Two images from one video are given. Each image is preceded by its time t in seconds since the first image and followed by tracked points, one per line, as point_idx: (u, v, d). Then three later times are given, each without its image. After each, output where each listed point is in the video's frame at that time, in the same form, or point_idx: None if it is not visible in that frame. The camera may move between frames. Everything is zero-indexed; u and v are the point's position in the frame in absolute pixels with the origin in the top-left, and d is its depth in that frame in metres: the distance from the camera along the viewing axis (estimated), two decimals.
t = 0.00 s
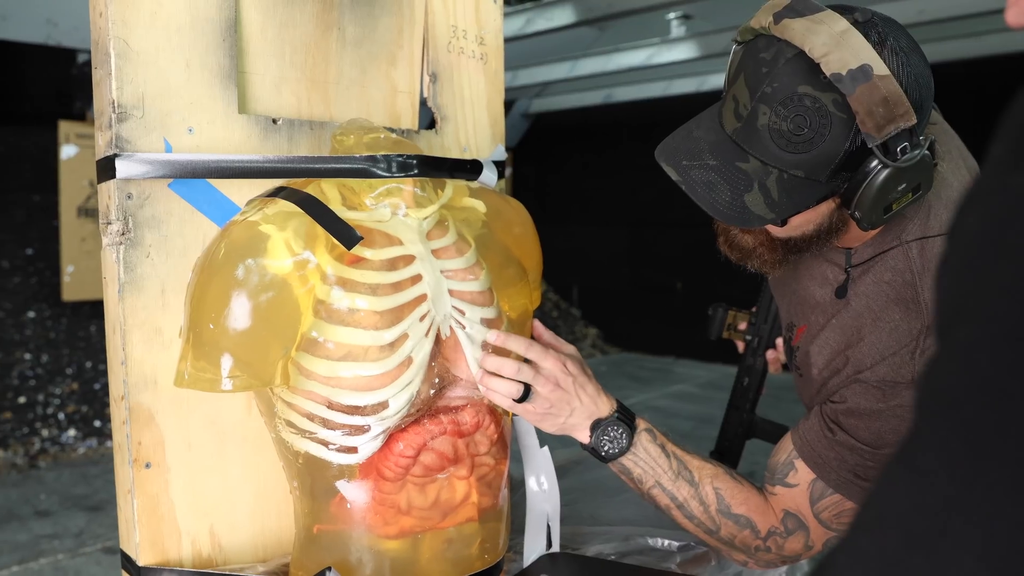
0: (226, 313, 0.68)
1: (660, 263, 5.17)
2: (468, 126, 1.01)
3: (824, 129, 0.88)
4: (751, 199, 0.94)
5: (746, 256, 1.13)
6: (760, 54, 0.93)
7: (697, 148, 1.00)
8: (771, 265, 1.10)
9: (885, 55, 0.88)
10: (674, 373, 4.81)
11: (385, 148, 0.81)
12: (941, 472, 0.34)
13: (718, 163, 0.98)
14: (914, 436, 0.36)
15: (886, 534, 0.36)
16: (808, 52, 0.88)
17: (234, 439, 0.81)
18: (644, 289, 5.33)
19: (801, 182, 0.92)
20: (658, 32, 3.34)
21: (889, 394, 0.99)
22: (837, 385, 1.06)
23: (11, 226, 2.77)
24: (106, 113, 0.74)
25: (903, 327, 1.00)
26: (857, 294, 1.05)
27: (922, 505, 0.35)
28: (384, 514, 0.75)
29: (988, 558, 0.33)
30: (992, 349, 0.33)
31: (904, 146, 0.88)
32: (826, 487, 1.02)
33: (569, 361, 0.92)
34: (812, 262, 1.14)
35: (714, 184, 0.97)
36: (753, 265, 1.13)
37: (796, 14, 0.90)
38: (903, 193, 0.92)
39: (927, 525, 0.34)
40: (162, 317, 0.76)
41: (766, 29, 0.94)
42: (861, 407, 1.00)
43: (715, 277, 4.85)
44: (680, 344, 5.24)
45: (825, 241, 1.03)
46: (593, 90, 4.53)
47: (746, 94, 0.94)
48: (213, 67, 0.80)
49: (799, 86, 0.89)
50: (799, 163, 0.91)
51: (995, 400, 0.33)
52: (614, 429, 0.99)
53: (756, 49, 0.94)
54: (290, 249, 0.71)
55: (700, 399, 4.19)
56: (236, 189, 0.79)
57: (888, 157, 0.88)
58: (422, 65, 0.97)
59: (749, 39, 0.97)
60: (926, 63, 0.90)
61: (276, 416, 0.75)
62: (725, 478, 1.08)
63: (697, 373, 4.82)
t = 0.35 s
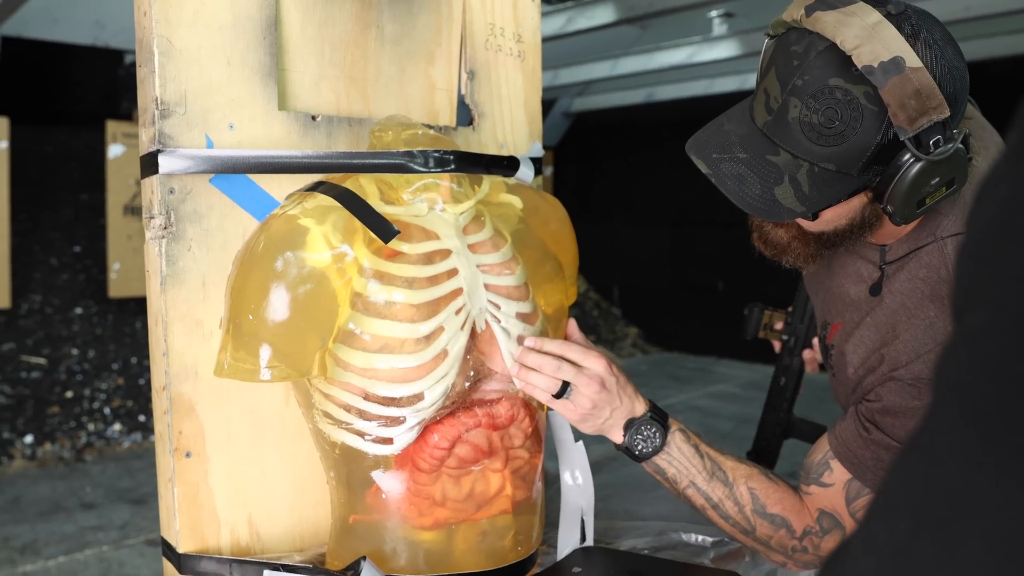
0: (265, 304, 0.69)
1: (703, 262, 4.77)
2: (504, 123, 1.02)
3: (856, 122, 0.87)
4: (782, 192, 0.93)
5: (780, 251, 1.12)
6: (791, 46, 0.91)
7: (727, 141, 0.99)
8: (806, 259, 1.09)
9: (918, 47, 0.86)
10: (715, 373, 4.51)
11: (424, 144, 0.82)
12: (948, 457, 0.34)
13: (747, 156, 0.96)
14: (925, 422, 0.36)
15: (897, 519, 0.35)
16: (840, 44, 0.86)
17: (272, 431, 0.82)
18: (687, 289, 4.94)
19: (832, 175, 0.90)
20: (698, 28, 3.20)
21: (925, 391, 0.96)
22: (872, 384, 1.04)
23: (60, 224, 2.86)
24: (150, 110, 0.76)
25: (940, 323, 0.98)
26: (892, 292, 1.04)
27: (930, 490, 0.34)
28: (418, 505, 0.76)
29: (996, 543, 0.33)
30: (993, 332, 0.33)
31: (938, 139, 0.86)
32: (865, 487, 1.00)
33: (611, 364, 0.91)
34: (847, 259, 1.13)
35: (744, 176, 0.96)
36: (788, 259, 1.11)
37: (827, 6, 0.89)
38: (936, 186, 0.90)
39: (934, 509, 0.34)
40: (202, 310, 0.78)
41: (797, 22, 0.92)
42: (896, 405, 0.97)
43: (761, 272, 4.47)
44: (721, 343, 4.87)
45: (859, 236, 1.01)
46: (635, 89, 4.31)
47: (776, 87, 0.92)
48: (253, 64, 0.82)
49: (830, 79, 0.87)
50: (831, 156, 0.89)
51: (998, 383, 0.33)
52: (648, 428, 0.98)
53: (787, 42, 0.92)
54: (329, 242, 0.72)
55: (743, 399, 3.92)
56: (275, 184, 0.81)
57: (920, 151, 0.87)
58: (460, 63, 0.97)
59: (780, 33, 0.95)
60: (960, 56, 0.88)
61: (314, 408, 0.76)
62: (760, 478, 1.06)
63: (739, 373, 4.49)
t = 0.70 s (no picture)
0: (287, 286, 0.70)
1: (732, 261, 4.65)
2: (528, 114, 1.01)
3: (870, 116, 0.85)
4: (796, 187, 0.91)
5: (792, 240, 1.11)
6: (805, 40, 0.90)
7: (742, 136, 0.97)
8: (819, 248, 1.08)
9: (931, 41, 0.84)
10: (745, 371, 4.42)
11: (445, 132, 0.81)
12: (922, 404, 0.34)
13: (762, 151, 0.94)
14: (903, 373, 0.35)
15: (875, 473, 0.35)
16: (853, 39, 0.85)
17: (295, 414, 0.83)
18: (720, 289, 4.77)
19: (846, 169, 0.88)
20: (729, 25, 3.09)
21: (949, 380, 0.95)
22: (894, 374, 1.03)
23: (93, 221, 2.92)
24: (176, 97, 0.78)
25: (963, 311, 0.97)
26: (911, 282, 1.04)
27: (906, 439, 0.34)
28: (439, 487, 0.77)
29: (965, 490, 0.33)
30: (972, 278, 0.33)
31: (951, 133, 0.84)
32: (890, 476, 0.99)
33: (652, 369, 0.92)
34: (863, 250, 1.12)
35: (758, 171, 0.94)
36: (800, 248, 1.11)
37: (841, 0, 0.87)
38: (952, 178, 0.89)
39: (910, 458, 0.34)
40: (226, 293, 0.80)
41: (811, 16, 0.90)
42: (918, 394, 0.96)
43: (792, 270, 4.36)
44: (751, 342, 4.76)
45: (873, 226, 1.00)
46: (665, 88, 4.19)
47: (790, 82, 0.90)
48: (278, 54, 0.83)
49: (843, 74, 0.85)
50: (845, 150, 0.87)
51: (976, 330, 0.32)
52: (674, 420, 0.97)
53: (802, 36, 0.90)
54: (350, 227, 0.72)
55: (773, 398, 3.82)
56: (298, 170, 0.82)
57: (932, 144, 0.84)
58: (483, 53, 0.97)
59: (794, 26, 0.93)
60: (974, 49, 0.86)
61: (335, 390, 0.77)
62: (787, 467, 1.05)
63: (769, 371, 4.39)
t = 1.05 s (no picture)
0: (295, 280, 0.72)
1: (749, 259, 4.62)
2: (535, 112, 1.02)
3: (858, 133, 0.83)
4: (788, 202, 0.88)
5: (787, 246, 1.10)
6: (792, 56, 0.87)
7: (731, 151, 0.93)
8: (814, 255, 1.07)
9: (916, 57, 0.82)
10: (762, 370, 4.39)
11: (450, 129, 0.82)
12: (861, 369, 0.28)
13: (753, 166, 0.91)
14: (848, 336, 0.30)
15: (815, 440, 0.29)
16: (838, 56, 0.83)
17: (304, 404, 0.85)
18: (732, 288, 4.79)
19: (837, 185, 0.85)
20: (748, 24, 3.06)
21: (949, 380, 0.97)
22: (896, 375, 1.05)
23: (114, 219, 2.97)
24: (189, 95, 0.80)
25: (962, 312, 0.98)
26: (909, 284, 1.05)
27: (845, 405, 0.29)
28: (443, 476, 0.78)
29: (900, 463, 0.28)
30: (923, 229, 0.27)
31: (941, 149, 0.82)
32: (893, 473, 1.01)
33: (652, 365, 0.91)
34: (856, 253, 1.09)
35: (749, 187, 0.90)
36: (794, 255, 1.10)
37: (825, 17, 0.84)
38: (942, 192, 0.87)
39: (850, 426, 0.28)
40: (237, 285, 0.82)
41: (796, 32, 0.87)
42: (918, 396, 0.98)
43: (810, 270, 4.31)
44: (768, 341, 4.73)
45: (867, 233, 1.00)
46: (682, 87, 4.17)
47: (778, 97, 0.88)
48: (289, 53, 0.84)
49: (830, 91, 0.83)
50: (834, 166, 0.85)
51: (924, 285, 0.27)
52: (678, 415, 0.95)
53: (788, 52, 0.87)
54: (357, 222, 0.74)
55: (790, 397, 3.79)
56: (309, 167, 0.85)
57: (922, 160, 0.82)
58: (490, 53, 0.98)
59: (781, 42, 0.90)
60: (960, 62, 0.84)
61: (342, 379, 0.79)
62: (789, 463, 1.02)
63: (787, 370, 4.35)
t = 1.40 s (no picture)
0: (299, 280, 0.73)
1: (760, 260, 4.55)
2: (539, 113, 1.03)
3: (861, 145, 0.83)
4: (790, 212, 0.88)
5: (789, 250, 1.10)
6: (794, 67, 0.87)
7: (734, 161, 0.93)
8: (816, 261, 1.06)
9: (918, 70, 0.82)
10: (768, 371, 4.38)
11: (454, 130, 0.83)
12: (845, 367, 0.29)
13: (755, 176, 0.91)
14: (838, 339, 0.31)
15: (801, 438, 0.30)
16: (841, 68, 0.83)
17: (308, 402, 0.86)
18: (745, 289, 4.68)
19: (839, 194, 0.86)
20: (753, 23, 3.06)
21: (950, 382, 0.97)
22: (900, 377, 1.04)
23: (121, 217, 2.99)
24: (196, 96, 0.81)
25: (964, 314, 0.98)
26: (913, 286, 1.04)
27: (830, 402, 0.30)
28: (446, 474, 0.79)
29: (879, 459, 0.28)
30: (904, 234, 0.28)
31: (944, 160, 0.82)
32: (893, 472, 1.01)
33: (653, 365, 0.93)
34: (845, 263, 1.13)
35: (751, 198, 0.91)
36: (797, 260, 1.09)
37: (828, 29, 0.84)
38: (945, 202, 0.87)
39: (835, 422, 0.29)
40: (243, 285, 0.83)
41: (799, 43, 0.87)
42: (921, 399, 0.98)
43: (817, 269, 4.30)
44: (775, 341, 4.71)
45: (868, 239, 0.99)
46: (689, 86, 4.16)
47: (781, 108, 0.88)
48: (294, 54, 0.85)
49: (833, 104, 0.83)
50: (836, 177, 0.85)
51: (903, 288, 0.28)
52: (669, 404, 0.96)
53: (790, 63, 0.87)
54: (361, 221, 0.75)
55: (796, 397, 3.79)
56: (313, 167, 0.85)
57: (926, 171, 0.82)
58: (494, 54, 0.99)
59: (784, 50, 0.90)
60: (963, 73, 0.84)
61: (346, 377, 0.79)
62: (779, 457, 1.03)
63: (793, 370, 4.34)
